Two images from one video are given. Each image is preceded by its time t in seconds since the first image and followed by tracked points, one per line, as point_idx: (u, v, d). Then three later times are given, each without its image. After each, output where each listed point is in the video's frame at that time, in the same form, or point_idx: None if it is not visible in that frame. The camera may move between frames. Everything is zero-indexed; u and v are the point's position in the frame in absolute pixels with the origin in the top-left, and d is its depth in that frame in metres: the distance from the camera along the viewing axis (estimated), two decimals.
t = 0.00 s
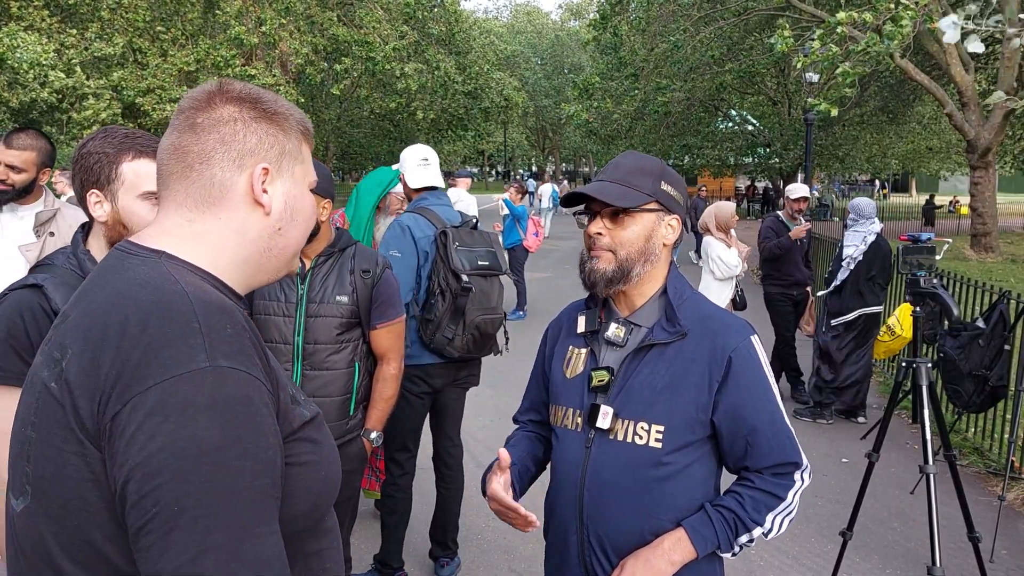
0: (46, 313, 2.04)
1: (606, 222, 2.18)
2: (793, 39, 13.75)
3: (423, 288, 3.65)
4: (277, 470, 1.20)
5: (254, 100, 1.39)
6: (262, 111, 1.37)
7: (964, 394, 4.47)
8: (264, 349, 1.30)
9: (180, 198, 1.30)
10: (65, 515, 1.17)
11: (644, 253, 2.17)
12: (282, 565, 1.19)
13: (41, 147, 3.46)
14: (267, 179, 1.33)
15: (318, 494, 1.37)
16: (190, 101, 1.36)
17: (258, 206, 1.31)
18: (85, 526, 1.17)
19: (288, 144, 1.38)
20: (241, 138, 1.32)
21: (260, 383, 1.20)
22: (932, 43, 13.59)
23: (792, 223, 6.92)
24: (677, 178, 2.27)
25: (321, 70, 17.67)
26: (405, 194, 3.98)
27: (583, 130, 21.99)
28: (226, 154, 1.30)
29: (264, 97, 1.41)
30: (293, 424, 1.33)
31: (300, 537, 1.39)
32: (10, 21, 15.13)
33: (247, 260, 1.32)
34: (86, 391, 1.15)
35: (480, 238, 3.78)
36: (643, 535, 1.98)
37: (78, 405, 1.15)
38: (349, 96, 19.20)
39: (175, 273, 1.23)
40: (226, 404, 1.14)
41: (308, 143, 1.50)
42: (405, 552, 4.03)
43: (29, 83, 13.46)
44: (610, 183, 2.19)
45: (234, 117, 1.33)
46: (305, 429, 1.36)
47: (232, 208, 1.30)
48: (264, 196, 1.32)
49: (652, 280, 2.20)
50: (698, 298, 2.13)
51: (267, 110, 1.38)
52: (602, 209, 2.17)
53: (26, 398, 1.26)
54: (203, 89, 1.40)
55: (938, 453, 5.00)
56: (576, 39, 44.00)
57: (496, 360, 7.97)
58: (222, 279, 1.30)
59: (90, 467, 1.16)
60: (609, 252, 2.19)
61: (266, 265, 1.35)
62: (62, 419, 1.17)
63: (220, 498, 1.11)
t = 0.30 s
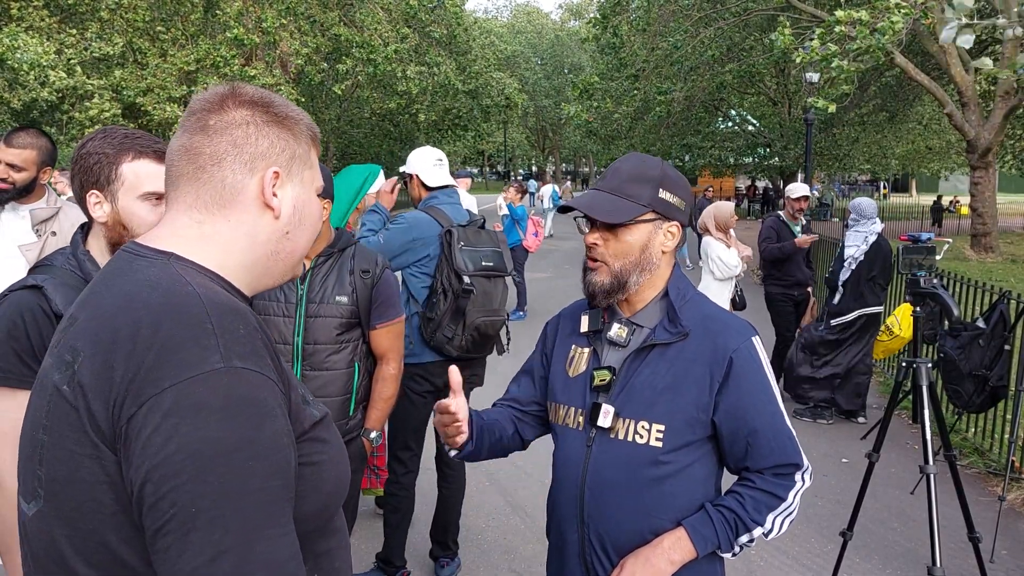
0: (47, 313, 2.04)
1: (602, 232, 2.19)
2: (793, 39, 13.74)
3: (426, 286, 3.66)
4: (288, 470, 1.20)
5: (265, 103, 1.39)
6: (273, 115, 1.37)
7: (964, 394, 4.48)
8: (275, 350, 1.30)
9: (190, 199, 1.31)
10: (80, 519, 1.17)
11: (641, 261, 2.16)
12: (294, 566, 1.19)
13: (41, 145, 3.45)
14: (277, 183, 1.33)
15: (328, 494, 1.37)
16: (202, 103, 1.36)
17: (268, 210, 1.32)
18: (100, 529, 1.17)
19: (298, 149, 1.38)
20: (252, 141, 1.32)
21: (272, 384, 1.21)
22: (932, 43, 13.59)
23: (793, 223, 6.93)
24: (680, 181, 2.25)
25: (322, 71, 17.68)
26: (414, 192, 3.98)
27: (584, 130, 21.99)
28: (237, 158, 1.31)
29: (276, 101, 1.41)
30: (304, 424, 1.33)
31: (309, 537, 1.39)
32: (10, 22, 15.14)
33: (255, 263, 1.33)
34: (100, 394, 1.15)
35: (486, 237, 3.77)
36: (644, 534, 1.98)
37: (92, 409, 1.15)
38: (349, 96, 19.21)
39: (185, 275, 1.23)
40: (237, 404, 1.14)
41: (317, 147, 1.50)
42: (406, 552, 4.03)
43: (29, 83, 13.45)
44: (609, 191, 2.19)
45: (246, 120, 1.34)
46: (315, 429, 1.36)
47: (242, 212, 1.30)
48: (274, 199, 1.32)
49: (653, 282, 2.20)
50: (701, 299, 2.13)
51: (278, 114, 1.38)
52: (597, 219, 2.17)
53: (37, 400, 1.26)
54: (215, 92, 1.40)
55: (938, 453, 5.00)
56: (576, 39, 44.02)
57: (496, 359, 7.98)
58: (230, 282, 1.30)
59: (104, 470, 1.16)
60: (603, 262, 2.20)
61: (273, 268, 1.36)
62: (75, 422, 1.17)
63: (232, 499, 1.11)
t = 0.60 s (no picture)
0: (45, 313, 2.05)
1: (613, 227, 2.19)
2: (793, 39, 13.74)
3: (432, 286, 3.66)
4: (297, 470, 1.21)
5: (270, 105, 1.40)
6: (278, 116, 1.38)
7: (964, 394, 4.48)
8: (280, 351, 1.31)
9: (194, 199, 1.31)
10: (89, 523, 1.18)
11: (651, 259, 2.17)
12: (303, 565, 1.20)
13: (34, 143, 3.48)
14: (281, 184, 1.34)
15: (334, 495, 1.38)
16: (206, 103, 1.37)
17: (272, 210, 1.33)
18: (110, 531, 1.17)
19: (302, 150, 1.39)
20: (257, 142, 1.33)
21: (280, 385, 1.22)
22: (932, 44, 13.59)
23: (794, 224, 6.95)
24: (691, 182, 2.26)
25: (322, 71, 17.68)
26: (419, 193, 3.99)
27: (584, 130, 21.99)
28: (243, 158, 1.32)
29: (280, 103, 1.42)
30: (311, 424, 1.34)
31: (317, 536, 1.40)
32: (11, 21, 15.12)
33: (258, 264, 1.33)
34: (108, 397, 1.16)
35: (493, 240, 3.80)
36: (647, 535, 1.99)
37: (100, 412, 1.16)
38: (349, 96, 19.22)
39: (191, 276, 1.24)
40: (247, 406, 1.15)
41: (321, 148, 1.51)
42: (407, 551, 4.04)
43: (30, 83, 13.43)
44: (623, 186, 2.19)
45: (251, 121, 1.35)
46: (322, 428, 1.37)
47: (246, 211, 1.31)
48: (279, 200, 1.33)
49: (660, 281, 2.20)
50: (704, 301, 2.14)
51: (282, 116, 1.39)
52: (611, 212, 2.18)
53: (44, 404, 1.27)
54: (220, 92, 1.41)
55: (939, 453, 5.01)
56: (576, 39, 44.00)
57: (497, 359, 7.97)
58: (234, 283, 1.31)
59: (113, 473, 1.16)
60: (614, 257, 2.20)
61: (276, 269, 1.36)
62: (84, 424, 1.18)
63: (245, 500, 1.12)
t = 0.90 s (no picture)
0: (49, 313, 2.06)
1: (618, 229, 2.18)
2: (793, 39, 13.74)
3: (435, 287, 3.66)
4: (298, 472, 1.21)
5: (268, 104, 1.40)
6: (276, 115, 1.38)
7: (964, 394, 4.48)
8: (281, 351, 1.31)
9: (194, 200, 1.32)
10: (91, 526, 1.18)
11: (656, 261, 2.16)
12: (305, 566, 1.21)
13: (22, 143, 3.37)
14: (281, 182, 1.34)
15: (335, 495, 1.38)
16: (204, 103, 1.37)
17: (273, 209, 1.33)
18: (111, 533, 1.17)
19: (302, 149, 1.39)
20: (256, 141, 1.33)
21: (281, 386, 1.22)
22: (932, 43, 13.58)
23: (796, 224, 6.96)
24: (698, 183, 2.25)
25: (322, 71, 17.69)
26: (421, 193, 3.99)
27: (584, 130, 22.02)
28: (242, 158, 1.32)
29: (278, 101, 1.42)
30: (312, 425, 1.34)
31: (318, 536, 1.41)
32: (11, 21, 15.14)
33: (260, 265, 1.34)
34: (108, 399, 1.16)
35: (495, 240, 3.80)
36: (647, 535, 1.99)
37: (101, 415, 1.16)
38: (349, 97, 19.24)
39: (192, 278, 1.24)
40: (250, 408, 1.15)
41: (321, 147, 1.51)
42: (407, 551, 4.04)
43: (31, 84, 13.42)
44: (628, 189, 2.19)
45: (249, 121, 1.35)
46: (323, 429, 1.37)
47: (246, 211, 1.31)
48: (279, 199, 1.33)
49: (664, 282, 2.20)
50: (707, 302, 2.15)
51: (280, 114, 1.39)
52: (615, 216, 2.17)
53: (45, 406, 1.27)
54: (218, 92, 1.41)
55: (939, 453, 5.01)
56: (576, 40, 43.99)
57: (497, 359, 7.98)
58: (237, 284, 1.31)
59: (114, 475, 1.16)
60: (620, 258, 2.20)
61: (278, 269, 1.37)
62: (85, 427, 1.18)
63: (247, 502, 1.13)
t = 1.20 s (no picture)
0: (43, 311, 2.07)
1: (622, 234, 2.17)
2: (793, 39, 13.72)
3: (431, 287, 3.66)
4: (296, 473, 1.21)
5: (261, 100, 1.40)
6: (269, 112, 1.38)
7: (964, 394, 4.47)
8: (279, 352, 1.31)
9: (187, 199, 1.31)
10: (88, 528, 1.18)
11: (662, 265, 2.15)
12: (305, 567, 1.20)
13: (17, 145, 3.30)
14: (274, 179, 1.34)
15: (334, 497, 1.38)
16: (197, 102, 1.37)
17: (266, 206, 1.32)
18: (110, 535, 1.17)
19: (296, 145, 1.39)
20: (247, 138, 1.33)
21: (279, 388, 1.22)
22: (932, 43, 13.57)
23: (797, 224, 6.96)
24: (703, 186, 2.24)
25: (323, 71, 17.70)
26: (417, 193, 3.98)
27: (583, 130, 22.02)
28: (233, 155, 1.32)
29: (272, 98, 1.42)
30: (310, 426, 1.34)
31: (318, 538, 1.40)
32: (12, 21, 15.17)
33: (255, 264, 1.33)
34: (105, 401, 1.16)
35: (492, 240, 3.80)
36: (650, 536, 1.99)
37: (97, 418, 1.16)
38: (349, 97, 19.26)
39: (188, 279, 1.24)
40: (249, 410, 1.15)
41: (316, 143, 1.51)
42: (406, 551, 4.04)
43: (32, 84, 13.43)
44: (632, 192, 2.18)
45: (241, 118, 1.34)
46: (323, 431, 1.37)
47: (239, 209, 1.31)
48: (272, 196, 1.33)
49: (667, 285, 2.18)
50: (710, 304, 2.14)
51: (273, 110, 1.39)
52: (620, 220, 2.16)
53: (42, 409, 1.27)
54: (210, 91, 1.41)
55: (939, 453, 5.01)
56: (576, 40, 43.97)
57: (497, 359, 7.99)
58: (233, 284, 1.31)
59: (111, 478, 1.16)
60: (625, 262, 2.19)
61: (274, 269, 1.36)
62: (82, 430, 1.18)
63: (246, 504, 1.13)
